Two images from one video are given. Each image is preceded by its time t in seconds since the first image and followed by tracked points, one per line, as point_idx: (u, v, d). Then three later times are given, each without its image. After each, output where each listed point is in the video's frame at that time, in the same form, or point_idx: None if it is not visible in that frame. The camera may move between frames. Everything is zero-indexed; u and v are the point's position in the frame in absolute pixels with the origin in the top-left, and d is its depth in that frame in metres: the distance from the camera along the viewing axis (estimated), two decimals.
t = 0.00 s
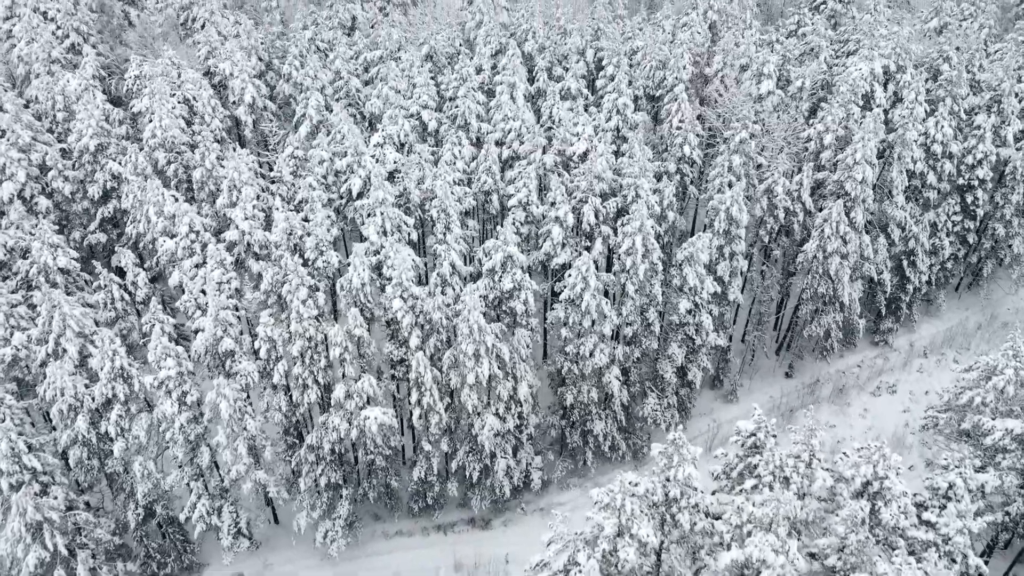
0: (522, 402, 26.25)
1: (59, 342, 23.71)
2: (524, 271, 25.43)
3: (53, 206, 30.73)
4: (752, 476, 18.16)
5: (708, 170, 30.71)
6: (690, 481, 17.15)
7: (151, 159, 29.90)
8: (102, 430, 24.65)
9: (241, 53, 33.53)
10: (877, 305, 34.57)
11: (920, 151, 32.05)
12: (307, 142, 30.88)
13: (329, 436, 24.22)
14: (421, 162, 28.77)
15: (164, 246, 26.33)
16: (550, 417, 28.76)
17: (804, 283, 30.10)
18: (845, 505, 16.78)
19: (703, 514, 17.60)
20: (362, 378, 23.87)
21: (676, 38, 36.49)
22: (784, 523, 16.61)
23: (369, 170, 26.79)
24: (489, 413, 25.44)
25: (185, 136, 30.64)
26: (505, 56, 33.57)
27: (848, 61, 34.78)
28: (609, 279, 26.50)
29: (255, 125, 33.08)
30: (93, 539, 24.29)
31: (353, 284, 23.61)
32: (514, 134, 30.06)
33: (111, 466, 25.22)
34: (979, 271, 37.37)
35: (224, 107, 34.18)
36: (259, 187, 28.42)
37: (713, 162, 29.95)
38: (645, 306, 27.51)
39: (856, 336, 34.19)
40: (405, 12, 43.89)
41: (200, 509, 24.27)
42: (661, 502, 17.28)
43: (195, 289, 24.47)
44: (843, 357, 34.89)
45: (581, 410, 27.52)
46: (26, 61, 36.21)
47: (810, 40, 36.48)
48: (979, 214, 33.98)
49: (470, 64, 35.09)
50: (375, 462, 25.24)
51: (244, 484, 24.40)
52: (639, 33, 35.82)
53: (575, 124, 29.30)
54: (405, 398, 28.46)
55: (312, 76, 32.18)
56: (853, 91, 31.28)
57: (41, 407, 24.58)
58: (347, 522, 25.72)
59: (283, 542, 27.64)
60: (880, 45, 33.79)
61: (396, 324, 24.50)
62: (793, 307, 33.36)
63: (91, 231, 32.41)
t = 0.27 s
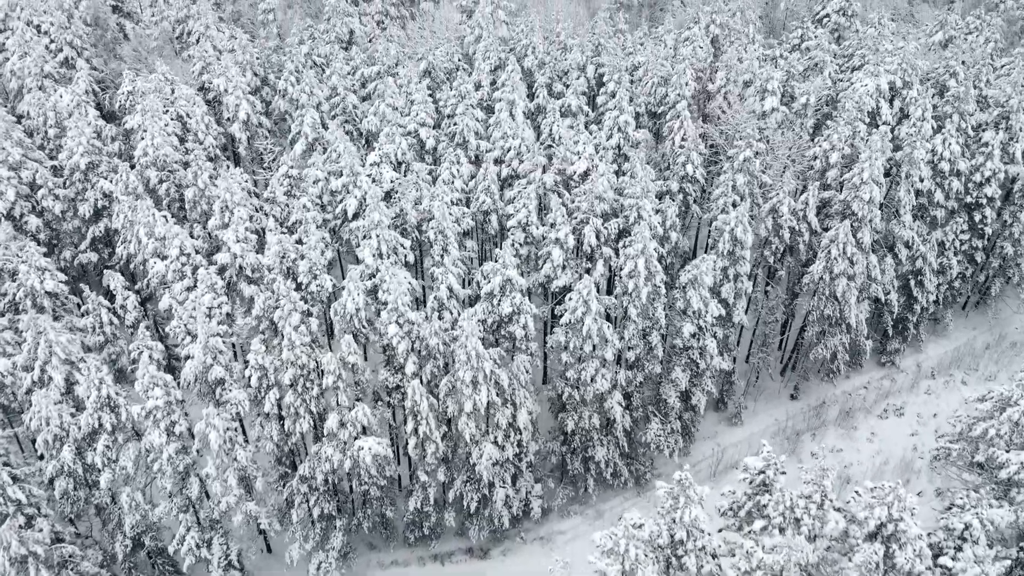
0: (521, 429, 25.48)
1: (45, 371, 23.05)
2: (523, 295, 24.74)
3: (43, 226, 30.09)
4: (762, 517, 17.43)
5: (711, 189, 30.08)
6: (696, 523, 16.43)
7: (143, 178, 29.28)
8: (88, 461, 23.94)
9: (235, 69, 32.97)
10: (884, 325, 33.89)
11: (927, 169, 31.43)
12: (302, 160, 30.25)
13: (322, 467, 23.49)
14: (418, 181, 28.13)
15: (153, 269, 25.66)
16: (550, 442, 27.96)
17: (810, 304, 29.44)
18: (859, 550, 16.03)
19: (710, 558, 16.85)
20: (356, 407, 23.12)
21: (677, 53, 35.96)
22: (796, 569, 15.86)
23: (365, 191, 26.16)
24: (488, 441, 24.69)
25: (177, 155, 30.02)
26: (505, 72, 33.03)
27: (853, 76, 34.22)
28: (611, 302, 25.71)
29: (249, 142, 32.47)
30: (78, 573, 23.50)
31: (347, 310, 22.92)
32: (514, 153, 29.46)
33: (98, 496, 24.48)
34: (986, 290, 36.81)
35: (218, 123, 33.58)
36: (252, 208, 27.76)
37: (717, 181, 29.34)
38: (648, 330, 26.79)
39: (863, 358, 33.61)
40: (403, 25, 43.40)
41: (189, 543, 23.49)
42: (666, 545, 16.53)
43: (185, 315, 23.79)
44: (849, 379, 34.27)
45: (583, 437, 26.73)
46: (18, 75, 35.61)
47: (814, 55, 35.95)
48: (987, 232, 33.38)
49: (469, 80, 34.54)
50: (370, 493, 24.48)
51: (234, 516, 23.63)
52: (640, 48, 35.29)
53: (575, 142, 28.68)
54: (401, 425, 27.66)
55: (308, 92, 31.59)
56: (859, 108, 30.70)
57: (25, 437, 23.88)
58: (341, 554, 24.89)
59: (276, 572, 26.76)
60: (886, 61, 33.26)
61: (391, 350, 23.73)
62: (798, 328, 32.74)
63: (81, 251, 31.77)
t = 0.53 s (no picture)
0: (520, 458, 24.72)
1: (29, 400, 22.36)
2: (523, 320, 24.04)
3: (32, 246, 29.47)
4: (773, 561, 16.63)
5: (715, 208, 29.44)
6: (704, 569, 15.63)
7: (133, 197, 28.60)
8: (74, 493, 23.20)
9: (230, 85, 32.37)
10: (891, 346, 33.20)
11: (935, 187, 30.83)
12: (296, 179, 29.61)
13: (314, 499, 22.72)
14: (415, 200, 27.47)
15: (143, 292, 24.98)
16: (550, 470, 27.17)
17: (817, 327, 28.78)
18: None
19: None
20: (350, 438, 22.38)
21: (680, 68, 35.42)
22: None
23: (361, 213, 25.54)
24: (486, 471, 23.94)
25: (169, 173, 29.34)
26: (504, 88, 32.49)
27: (859, 92, 33.65)
28: (612, 326, 24.99)
29: (243, 160, 31.84)
30: None
31: (341, 337, 22.23)
32: (513, 172, 28.83)
33: (84, 529, 23.71)
34: (994, 309, 36.24)
35: (212, 140, 32.96)
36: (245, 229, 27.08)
37: (720, 200, 28.70)
38: (651, 354, 26.08)
39: (870, 379, 32.92)
40: (401, 38, 42.92)
41: None
42: None
43: (174, 341, 23.06)
44: (856, 400, 33.57)
45: (584, 465, 25.95)
46: (9, 90, 34.99)
47: (818, 70, 35.41)
48: (995, 251, 32.79)
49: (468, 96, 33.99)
50: (364, 525, 23.70)
51: (223, 551, 22.84)
52: (641, 63, 34.72)
53: (576, 161, 28.06)
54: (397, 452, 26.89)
55: (303, 109, 31.01)
56: (865, 126, 30.12)
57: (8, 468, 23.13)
58: None
59: None
60: (892, 77, 32.69)
61: (386, 378, 23.01)
62: (804, 349, 32.06)
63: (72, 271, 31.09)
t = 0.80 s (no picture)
0: (520, 489, 23.94)
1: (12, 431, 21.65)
2: (522, 346, 23.30)
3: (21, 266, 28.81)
4: None
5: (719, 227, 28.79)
6: None
7: (124, 217, 27.97)
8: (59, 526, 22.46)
9: (224, 101, 31.80)
10: (898, 367, 32.50)
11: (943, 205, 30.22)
12: (291, 198, 28.98)
13: (306, 533, 21.95)
14: (412, 221, 26.80)
15: (131, 317, 24.28)
16: (550, 498, 26.36)
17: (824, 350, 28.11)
18: None
19: None
20: (344, 470, 21.64)
21: (682, 84, 34.88)
22: None
23: (356, 235, 24.88)
24: (485, 502, 23.16)
25: (161, 192, 28.74)
26: (503, 105, 31.95)
27: (864, 108, 33.11)
28: (615, 352, 24.26)
29: (237, 178, 31.21)
30: None
31: (334, 365, 21.52)
32: (512, 191, 28.20)
33: (68, 563, 22.93)
34: (1003, 328, 35.63)
35: (206, 157, 32.33)
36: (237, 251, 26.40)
37: (724, 220, 28.06)
38: (654, 380, 25.37)
39: (878, 401, 32.23)
40: (400, 52, 42.43)
41: None
42: None
43: (162, 369, 22.39)
44: (863, 422, 32.87)
45: (585, 494, 25.17)
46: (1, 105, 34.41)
47: (823, 85, 34.86)
48: (1005, 270, 32.17)
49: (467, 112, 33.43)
50: (358, 559, 22.91)
51: None
52: (643, 78, 34.17)
53: (577, 180, 27.45)
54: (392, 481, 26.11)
55: (299, 126, 30.40)
56: (872, 144, 29.52)
57: None
58: None
59: None
60: (898, 93, 32.12)
61: (381, 407, 22.28)
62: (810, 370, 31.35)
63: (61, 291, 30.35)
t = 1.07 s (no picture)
0: (519, 521, 23.16)
1: None
2: (521, 373, 22.55)
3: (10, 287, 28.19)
4: None
5: (723, 248, 28.15)
6: None
7: (114, 238, 27.41)
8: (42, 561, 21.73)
9: (218, 118, 31.23)
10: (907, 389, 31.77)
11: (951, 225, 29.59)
12: (286, 218, 28.36)
13: (297, 569, 21.18)
14: (409, 242, 26.16)
15: (120, 343, 23.62)
16: (550, 529, 25.58)
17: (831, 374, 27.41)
18: None
19: None
20: (336, 504, 20.89)
21: (684, 99, 34.35)
22: None
23: (351, 257, 24.21)
24: (482, 536, 22.37)
25: (152, 211, 28.11)
26: (503, 122, 31.39)
27: (870, 125, 32.56)
28: (617, 379, 23.56)
29: (231, 196, 30.61)
30: None
31: (326, 394, 20.81)
32: (511, 211, 27.57)
33: None
34: (1012, 348, 34.91)
35: (199, 174, 31.73)
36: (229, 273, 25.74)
37: (728, 241, 27.42)
38: (657, 407, 24.64)
39: (885, 424, 31.44)
40: (398, 65, 41.94)
41: None
42: None
43: (149, 398, 21.69)
44: (870, 446, 32.07)
45: (586, 525, 24.37)
46: None
47: (827, 100, 34.34)
48: (1014, 290, 31.50)
49: (465, 128, 32.88)
50: None
51: None
52: (644, 94, 33.63)
53: (578, 201, 26.83)
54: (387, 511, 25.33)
55: (294, 143, 29.82)
56: (879, 162, 28.95)
57: None
58: None
59: None
60: (904, 109, 31.56)
61: (376, 438, 21.54)
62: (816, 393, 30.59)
63: (50, 312, 29.66)
